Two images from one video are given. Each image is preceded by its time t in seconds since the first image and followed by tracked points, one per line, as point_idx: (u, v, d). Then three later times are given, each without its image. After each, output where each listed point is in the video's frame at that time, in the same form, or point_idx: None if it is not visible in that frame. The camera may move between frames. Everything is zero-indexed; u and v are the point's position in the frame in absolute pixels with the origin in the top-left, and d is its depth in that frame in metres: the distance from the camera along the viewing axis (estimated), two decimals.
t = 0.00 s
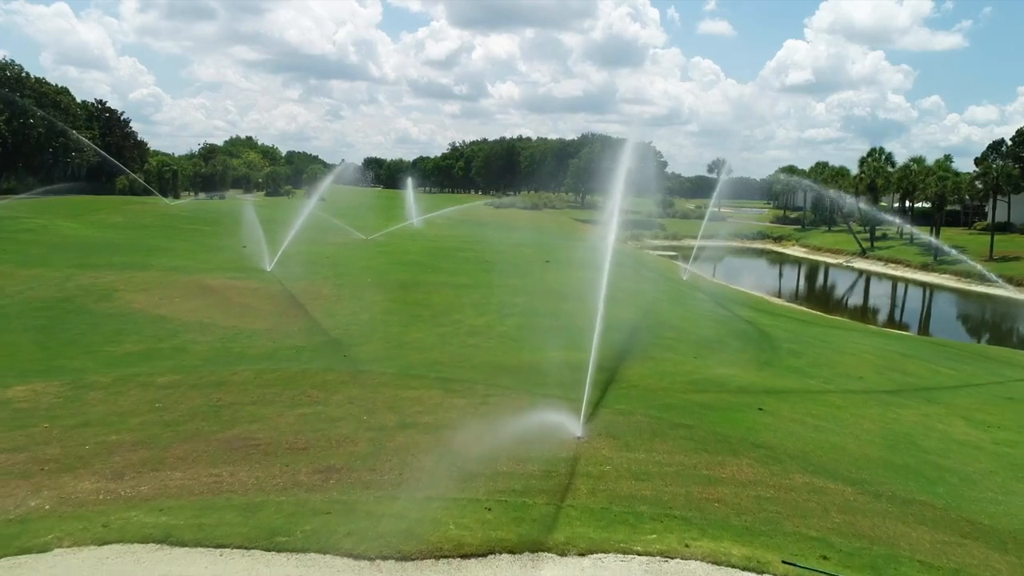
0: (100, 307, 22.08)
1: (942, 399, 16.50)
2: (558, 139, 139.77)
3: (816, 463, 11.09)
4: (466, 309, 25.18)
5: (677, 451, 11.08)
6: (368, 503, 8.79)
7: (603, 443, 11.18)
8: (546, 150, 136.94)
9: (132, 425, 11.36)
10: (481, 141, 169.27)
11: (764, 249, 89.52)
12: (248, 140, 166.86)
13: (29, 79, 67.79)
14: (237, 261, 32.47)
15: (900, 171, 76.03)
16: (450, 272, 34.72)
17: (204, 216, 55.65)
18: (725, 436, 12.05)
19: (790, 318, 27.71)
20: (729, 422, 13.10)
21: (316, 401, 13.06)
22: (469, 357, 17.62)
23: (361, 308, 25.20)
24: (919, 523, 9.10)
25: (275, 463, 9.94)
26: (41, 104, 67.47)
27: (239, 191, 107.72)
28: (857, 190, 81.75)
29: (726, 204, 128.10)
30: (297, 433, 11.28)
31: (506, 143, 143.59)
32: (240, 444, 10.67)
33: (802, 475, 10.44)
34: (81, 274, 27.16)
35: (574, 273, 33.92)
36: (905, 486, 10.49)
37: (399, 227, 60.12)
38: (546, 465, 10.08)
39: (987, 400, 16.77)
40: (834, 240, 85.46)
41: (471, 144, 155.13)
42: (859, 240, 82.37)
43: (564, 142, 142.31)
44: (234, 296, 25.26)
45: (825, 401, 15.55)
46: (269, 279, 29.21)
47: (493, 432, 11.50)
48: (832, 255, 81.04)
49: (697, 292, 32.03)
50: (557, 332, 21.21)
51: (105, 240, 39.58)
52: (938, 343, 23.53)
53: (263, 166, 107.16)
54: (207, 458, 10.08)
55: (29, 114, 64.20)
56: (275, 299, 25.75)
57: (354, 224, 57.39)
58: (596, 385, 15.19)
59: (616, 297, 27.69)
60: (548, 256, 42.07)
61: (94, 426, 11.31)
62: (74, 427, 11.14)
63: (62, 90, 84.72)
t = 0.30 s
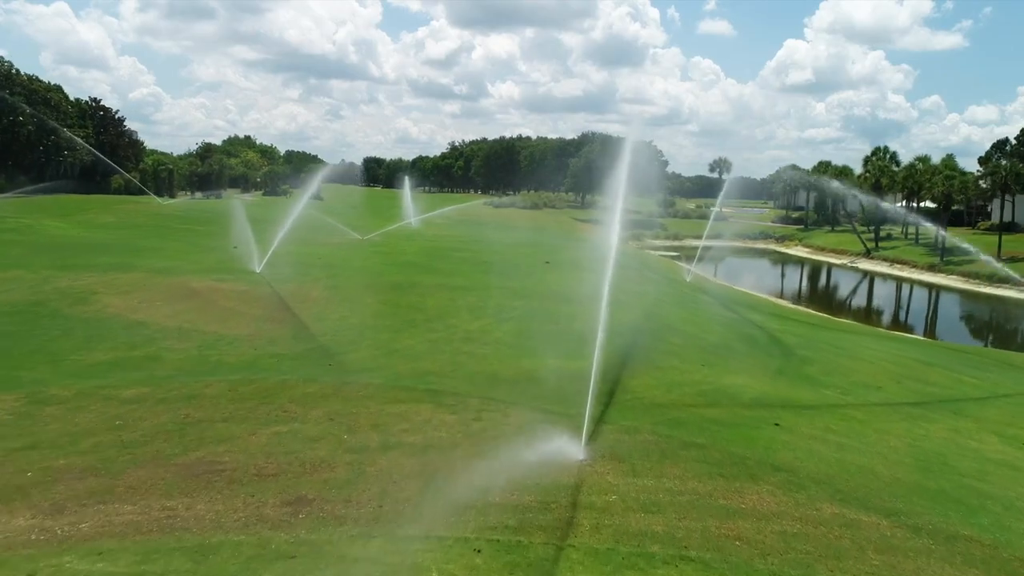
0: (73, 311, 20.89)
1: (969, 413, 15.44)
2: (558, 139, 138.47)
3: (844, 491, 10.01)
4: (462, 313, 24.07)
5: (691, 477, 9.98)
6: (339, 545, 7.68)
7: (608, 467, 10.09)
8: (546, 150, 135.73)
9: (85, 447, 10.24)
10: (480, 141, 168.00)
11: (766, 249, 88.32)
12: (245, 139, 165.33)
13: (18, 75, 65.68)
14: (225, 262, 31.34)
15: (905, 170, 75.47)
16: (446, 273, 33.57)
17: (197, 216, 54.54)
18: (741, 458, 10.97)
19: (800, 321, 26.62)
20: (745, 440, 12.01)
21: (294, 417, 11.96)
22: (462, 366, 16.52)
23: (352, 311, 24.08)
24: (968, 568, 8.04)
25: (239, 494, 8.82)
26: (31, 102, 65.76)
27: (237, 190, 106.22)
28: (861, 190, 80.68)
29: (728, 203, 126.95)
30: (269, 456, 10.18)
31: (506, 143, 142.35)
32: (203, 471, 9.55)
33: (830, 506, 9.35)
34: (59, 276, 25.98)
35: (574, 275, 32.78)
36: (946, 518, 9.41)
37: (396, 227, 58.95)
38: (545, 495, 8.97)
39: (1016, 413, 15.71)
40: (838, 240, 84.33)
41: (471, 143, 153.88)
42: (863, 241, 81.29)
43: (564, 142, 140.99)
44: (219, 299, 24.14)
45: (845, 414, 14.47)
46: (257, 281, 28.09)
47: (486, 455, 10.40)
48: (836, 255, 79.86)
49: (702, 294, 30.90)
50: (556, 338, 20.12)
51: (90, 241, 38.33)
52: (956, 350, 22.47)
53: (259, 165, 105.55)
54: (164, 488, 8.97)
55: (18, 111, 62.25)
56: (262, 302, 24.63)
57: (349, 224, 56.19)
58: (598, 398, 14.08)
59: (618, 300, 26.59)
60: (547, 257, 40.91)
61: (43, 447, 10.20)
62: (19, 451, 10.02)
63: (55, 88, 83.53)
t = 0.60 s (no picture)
0: (48, 316, 19.79)
1: (1003, 429, 14.39)
2: (558, 138, 137.36)
3: (886, 526, 8.93)
4: (459, 318, 22.96)
5: (713, 510, 8.90)
6: None
7: (619, 498, 9.01)
8: (547, 149, 134.46)
9: (33, 474, 9.15)
10: (480, 140, 166.86)
11: (769, 249, 87.16)
12: (243, 138, 164.30)
13: (7, 73, 65.54)
14: (212, 264, 30.18)
15: (912, 169, 74.80)
16: (443, 276, 32.41)
17: (190, 215, 53.46)
18: (767, 486, 9.89)
19: (812, 326, 25.55)
20: (768, 463, 10.94)
21: (271, 438, 10.85)
22: (458, 377, 15.41)
23: (343, 316, 23.00)
24: None
25: (200, 534, 7.74)
26: (21, 100, 65.54)
27: (236, 190, 102.74)
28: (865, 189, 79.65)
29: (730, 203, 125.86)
30: (238, 485, 9.07)
31: (506, 142, 141.27)
32: (161, 505, 8.45)
33: (872, 545, 8.29)
34: (37, 279, 24.88)
35: (577, 278, 31.64)
36: (1001, 559, 8.37)
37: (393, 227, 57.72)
38: (549, 536, 7.90)
39: None
40: (842, 241, 83.23)
41: (471, 143, 152.73)
42: (867, 241, 80.20)
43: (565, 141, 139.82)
44: (203, 303, 23.00)
45: (872, 430, 13.39)
46: (245, 284, 26.94)
47: (482, 487, 9.31)
48: (841, 256, 78.62)
49: (710, 297, 29.76)
50: (557, 345, 18.99)
51: (77, 241, 37.20)
52: (978, 358, 21.44)
53: (257, 165, 104.08)
54: (114, 527, 7.88)
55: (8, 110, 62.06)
56: (249, 306, 23.50)
57: (346, 224, 54.97)
58: (605, 413, 12.99)
59: (623, 304, 25.51)
60: (548, 258, 39.78)
61: None
62: None
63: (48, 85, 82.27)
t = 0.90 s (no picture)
0: (24, 323, 18.69)
1: None
2: (559, 138, 136.14)
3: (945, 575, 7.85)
4: (458, 324, 21.82)
5: (748, 558, 7.80)
6: None
7: (641, 543, 7.91)
8: (548, 149, 133.55)
9: None
10: (480, 140, 165.69)
11: (773, 249, 86.06)
12: (241, 138, 163.20)
13: None
14: (202, 266, 29.08)
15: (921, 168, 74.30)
16: (442, 278, 31.25)
17: (185, 215, 52.41)
18: (806, 524, 8.78)
19: (829, 333, 24.43)
20: (802, 492, 9.83)
21: (247, 466, 9.72)
22: (457, 391, 14.28)
23: (335, 322, 21.85)
24: None
25: None
26: (11, 98, 64.52)
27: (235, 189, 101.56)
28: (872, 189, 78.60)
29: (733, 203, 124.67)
30: (206, 528, 7.95)
31: (506, 142, 140.13)
32: (113, 555, 7.32)
33: None
34: (17, 282, 23.78)
35: (580, 281, 30.51)
36: None
37: (392, 228, 56.58)
38: None
39: None
40: (847, 241, 82.12)
41: (471, 143, 151.53)
42: (874, 241, 79.07)
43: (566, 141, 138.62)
44: (190, 308, 21.89)
45: (910, 451, 12.28)
46: (235, 287, 25.82)
47: (483, 528, 8.21)
48: (847, 257, 77.40)
49: (719, 301, 28.64)
50: (564, 354, 17.83)
51: (65, 242, 36.06)
52: (1007, 368, 20.35)
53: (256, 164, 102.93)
54: None
55: None
56: (238, 310, 22.36)
57: (343, 224, 53.84)
58: (618, 434, 11.84)
59: (630, 309, 24.38)
60: (551, 260, 38.62)
61: None
62: None
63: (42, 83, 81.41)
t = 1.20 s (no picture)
0: None
1: None
2: (560, 137, 135.03)
3: None
4: (459, 332, 20.63)
5: None
6: None
7: None
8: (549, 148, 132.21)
9: None
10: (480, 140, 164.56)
11: (777, 250, 84.91)
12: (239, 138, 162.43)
13: None
14: (191, 269, 27.85)
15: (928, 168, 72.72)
16: (441, 282, 30.03)
17: (179, 215, 51.20)
18: None
19: (848, 341, 23.29)
20: (852, 533, 8.70)
21: (221, 505, 8.55)
22: (459, 409, 13.10)
23: (329, 329, 20.64)
24: None
25: None
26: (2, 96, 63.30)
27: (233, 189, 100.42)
28: (878, 190, 77.28)
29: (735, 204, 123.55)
30: None
31: (506, 142, 139.06)
32: None
33: None
34: None
35: (586, 286, 29.30)
36: None
37: (390, 228, 55.27)
38: None
39: None
40: (853, 242, 80.99)
41: (471, 142, 150.47)
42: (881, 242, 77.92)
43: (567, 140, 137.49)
44: (175, 314, 20.69)
45: (959, 479, 11.14)
46: (225, 292, 24.61)
47: None
48: (853, 258, 76.13)
49: (731, 306, 27.45)
50: (571, 367, 16.65)
51: (52, 243, 34.96)
52: None
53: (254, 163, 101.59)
54: None
55: None
56: (226, 317, 21.17)
57: (340, 225, 52.58)
58: (638, 461, 10.69)
59: (640, 316, 23.19)
60: (553, 263, 37.54)
61: None
62: None
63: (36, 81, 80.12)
